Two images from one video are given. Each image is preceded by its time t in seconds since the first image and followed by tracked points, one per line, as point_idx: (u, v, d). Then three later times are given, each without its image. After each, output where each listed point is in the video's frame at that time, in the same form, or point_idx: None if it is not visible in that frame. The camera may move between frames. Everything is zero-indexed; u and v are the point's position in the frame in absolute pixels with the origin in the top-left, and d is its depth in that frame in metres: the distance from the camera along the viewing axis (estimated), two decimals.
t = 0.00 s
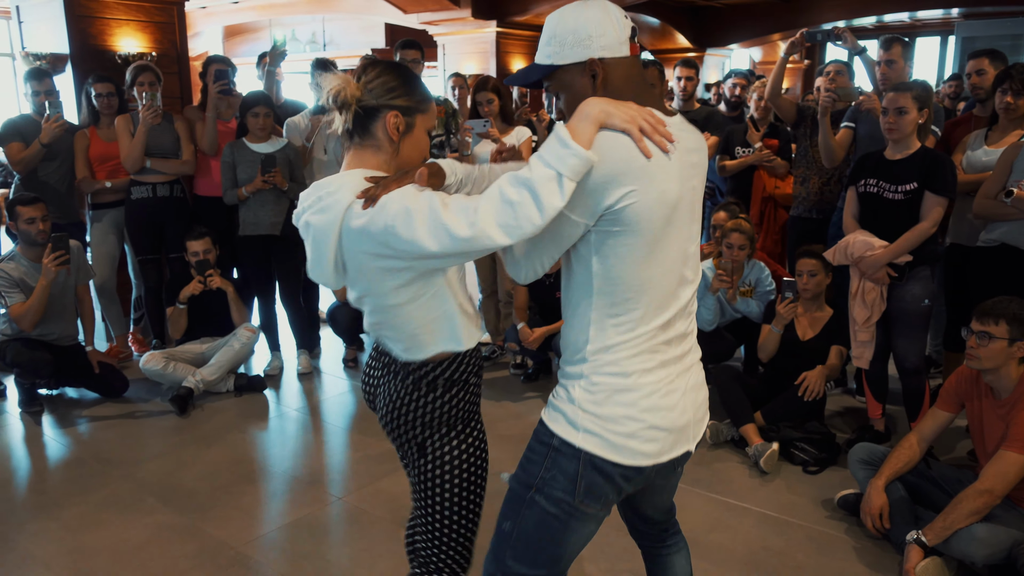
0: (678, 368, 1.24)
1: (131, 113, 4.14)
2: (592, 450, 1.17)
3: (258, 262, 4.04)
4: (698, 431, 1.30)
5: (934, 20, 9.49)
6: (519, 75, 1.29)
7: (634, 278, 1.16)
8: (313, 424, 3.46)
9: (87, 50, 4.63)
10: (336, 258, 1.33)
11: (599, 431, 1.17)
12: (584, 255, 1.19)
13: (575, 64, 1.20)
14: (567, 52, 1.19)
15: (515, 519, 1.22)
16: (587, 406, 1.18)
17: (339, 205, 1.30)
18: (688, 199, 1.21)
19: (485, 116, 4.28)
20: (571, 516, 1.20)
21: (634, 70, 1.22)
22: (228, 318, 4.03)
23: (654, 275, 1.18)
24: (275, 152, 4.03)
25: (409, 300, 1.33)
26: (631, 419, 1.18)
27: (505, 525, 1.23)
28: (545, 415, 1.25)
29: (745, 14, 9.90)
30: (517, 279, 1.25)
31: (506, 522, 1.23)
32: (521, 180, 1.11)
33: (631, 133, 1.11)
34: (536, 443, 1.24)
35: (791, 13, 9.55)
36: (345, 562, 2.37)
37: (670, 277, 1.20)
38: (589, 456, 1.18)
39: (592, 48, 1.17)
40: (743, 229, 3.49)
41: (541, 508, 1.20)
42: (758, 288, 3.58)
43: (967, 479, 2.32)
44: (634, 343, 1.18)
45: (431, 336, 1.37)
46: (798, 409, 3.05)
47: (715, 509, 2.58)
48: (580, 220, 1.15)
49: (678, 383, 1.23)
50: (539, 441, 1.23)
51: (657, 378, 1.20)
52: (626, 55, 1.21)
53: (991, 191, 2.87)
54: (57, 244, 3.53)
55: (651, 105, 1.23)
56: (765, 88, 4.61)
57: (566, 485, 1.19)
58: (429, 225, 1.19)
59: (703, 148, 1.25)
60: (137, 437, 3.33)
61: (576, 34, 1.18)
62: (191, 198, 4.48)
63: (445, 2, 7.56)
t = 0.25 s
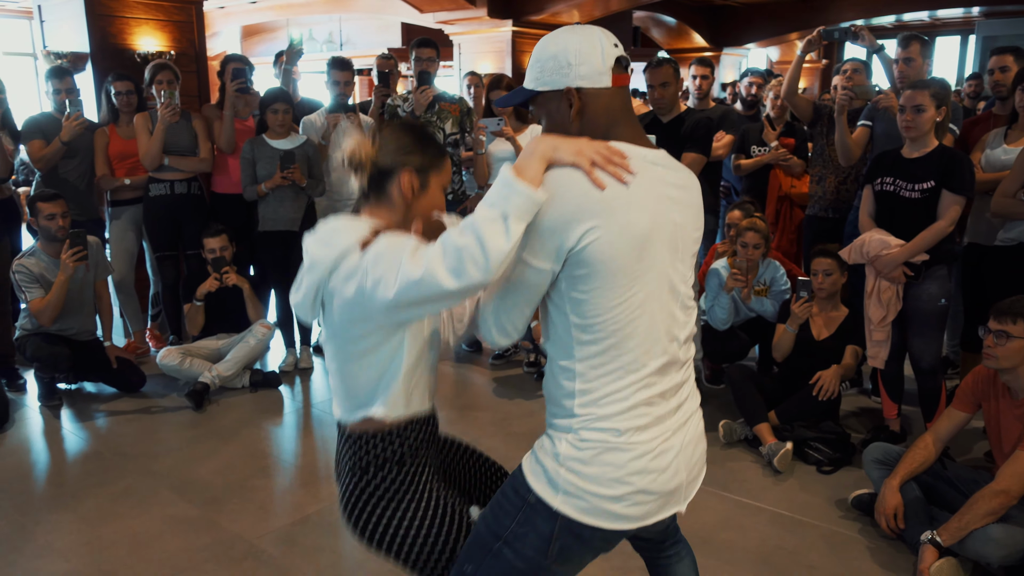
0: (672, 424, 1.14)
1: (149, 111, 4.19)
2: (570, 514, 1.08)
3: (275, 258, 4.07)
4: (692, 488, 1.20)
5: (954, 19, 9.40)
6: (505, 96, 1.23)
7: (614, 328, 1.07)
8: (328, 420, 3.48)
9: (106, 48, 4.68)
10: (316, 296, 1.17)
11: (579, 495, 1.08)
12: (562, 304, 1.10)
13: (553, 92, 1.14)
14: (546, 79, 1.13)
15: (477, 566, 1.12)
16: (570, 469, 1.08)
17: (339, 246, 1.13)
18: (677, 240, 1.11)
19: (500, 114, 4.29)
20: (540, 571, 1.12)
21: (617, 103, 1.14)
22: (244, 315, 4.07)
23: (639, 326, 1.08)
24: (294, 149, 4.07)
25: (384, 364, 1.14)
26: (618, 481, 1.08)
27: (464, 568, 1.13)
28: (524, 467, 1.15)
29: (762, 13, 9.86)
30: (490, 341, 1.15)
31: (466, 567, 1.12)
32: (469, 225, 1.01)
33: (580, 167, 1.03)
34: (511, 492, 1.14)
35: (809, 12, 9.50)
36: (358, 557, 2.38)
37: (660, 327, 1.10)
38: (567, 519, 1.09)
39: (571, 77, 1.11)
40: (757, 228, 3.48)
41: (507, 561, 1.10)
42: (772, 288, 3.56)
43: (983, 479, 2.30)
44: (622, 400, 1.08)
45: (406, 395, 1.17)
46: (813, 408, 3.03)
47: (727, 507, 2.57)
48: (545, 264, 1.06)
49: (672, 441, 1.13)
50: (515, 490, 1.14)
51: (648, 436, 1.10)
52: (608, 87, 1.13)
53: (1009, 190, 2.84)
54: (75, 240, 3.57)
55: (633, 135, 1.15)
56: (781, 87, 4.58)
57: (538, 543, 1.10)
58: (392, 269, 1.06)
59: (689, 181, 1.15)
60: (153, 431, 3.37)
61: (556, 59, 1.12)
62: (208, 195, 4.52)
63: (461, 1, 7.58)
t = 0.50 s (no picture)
0: (663, 459, 1.12)
1: (165, 110, 4.23)
2: (554, 556, 1.09)
3: (289, 254, 4.09)
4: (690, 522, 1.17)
5: (972, 16, 9.31)
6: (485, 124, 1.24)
7: (589, 368, 1.07)
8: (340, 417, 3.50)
9: (123, 48, 4.72)
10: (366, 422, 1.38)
11: (563, 538, 1.08)
12: (540, 351, 1.12)
13: (528, 122, 1.15)
14: (521, 107, 1.14)
15: None
16: (553, 510, 1.08)
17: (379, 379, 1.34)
18: (654, 271, 1.10)
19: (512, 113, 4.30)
20: None
21: (591, 135, 1.14)
22: (258, 313, 4.10)
23: (614, 364, 1.07)
24: (311, 146, 4.09)
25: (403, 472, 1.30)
26: (604, 521, 1.07)
27: None
28: (512, 503, 1.17)
29: (777, 12, 9.80)
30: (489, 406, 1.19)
31: None
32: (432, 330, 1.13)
33: (517, 229, 1.06)
34: (495, 532, 1.17)
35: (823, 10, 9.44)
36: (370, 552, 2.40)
37: (642, 366, 1.08)
38: (551, 562, 1.10)
39: (545, 107, 1.12)
40: (770, 227, 3.47)
41: None
42: (785, 287, 3.55)
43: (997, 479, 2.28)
44: (604, 438, 1.07)
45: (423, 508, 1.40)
46: (825, 407, 3.01)
47: (738, 505, 2.57)
48: (509, 322, 1.09)
49: (663, 476, 1.11)
50: (498, 530, 1.17)
51: (636, 473, 1.08)
52: (580, 118, 1.13)
53: None
54: (89, 237, 3.61)
55: (609, 165, 1.15)
56: (794, 85, 4.56)
57: None
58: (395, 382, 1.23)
59: (664, 209, 1.14)
60: (168, 427, 3.40)
61: (531, 89, 1.13)
62: (223, 193, 4.55)
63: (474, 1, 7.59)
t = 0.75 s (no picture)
0: (684, 453, 1.09)
1: (184, 108, 4.28)
2: (576, 550, 1.06)
3: (308, 249, 4.13)
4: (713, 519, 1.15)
5: (994, 16, 9.21)
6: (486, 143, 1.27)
7: (603, 361, 1.04)
8: (355, 412, 3.53)
9: (144, 46, 4.77)
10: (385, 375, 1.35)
11: (586, 533, 1.05)
12: (549, 348, 1.10)
13: (518, 135, 1.17)
14: (511, 122, 1.16)
15: None
16: (573, 506, 1.06)
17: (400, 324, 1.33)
18: (661, 264, 1.08)
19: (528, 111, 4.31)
20: None
21: (581, 138, 1.15)
22: (275, 308, 4.13)
23: (627, 357, 1.04)
24: (331, 143, 4.13)
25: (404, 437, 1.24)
26: (625, 515, 1.04)
27: None
28: (530, 496, 1.14)
29: (796, 11, 9.74)
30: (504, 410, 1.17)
31: None
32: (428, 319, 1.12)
33: (514, 228, 1.06)
34: (515, 521, 1.14)
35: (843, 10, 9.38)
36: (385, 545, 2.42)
37: (657, 357, 1.06)
38: (571, 554, 1.07)
39: (531, 119, 1.14)
40: (786, 225, 3.45)
41: None
42: (801, 285, 3.54)
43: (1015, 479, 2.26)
44: (621, 432, 1.04)
45: (464, 472, 1.22)
46: (841, 406, 3.00)
47: (752, 503, 2.56)
48: (517, 321, 1.07)
49: (685, 470, 1.09)
50: (519, 520, 1.13)
51: (658, 467, 1.06)
52: (567, 123, 1.14)
53: None
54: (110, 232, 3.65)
55: (606, 166, 1.15)
56: (811, 84, 4.53)
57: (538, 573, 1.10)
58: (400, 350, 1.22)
59: (667, 205, 1.13)
60: (185, 421, 3.44)
61: (517, 103, 1.15)
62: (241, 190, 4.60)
63: None
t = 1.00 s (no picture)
0: (731, 401, 1.12)
1: (206, 107, 4.33)
2: (628, 494, 1.08)
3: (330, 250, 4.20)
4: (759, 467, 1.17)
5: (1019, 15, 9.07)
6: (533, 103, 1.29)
7: (657, 311, 1.06)
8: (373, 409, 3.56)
9: (166, 46, 4.84)
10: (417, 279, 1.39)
11: (636, 476, 1.08)
12: (603, 303, 1.12)
13: (568, 91, 1.18)
14: (561, 78, 1.18)
15: (534, 544, 1.14)
16: (623, 450, 1.09)
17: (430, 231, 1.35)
18: (712, 218, 1.09)
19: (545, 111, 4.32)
20: (594, 557, 1.11)
21: (632, 94, 1.15)
22: (293, 306, 4.17)
23: (682, 309, 1.06)
24: (352, 145, 4.18)
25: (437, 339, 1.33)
26: (675, 459, 1.07)
27: (520, 547, 1.15)
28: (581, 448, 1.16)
29: (816, 11, 9.67)
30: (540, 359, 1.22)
31: (522, 545, 1.15)
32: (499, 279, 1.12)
33: (577, 191, 1.06)
34: (568, 475, 1.15)
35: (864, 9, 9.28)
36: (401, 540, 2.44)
37: (709, 309, 1.08)
38: (626, 501, 1.09)
39: (582, 74, 1.15)
40: (805, 225, 3.43)
41: (561, 542, 1.11)
42: (819, 285, 3.53)
43: None
44: (670, 379, 1.07)
45: (470, 374, 1.33)
46: (860, 406, 2.98)
47: (769, 503, 2.56)
48: (575, 279, 1.11)
49: (732, 418, 1.11)
50: (571, 473, 1.15)
51: (705, 413, 1.08)
52: (618, 79, 1.15)
53: None
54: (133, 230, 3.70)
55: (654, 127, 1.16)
56: (831, 82, 4.50)
57: (593, 525, 1.11)
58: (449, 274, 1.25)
59: (719, 159, 1.13)
60: (206, 416, 3.49)
61: (567, 59, 1.16)
62: (261, 189, 4.64)
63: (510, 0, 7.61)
